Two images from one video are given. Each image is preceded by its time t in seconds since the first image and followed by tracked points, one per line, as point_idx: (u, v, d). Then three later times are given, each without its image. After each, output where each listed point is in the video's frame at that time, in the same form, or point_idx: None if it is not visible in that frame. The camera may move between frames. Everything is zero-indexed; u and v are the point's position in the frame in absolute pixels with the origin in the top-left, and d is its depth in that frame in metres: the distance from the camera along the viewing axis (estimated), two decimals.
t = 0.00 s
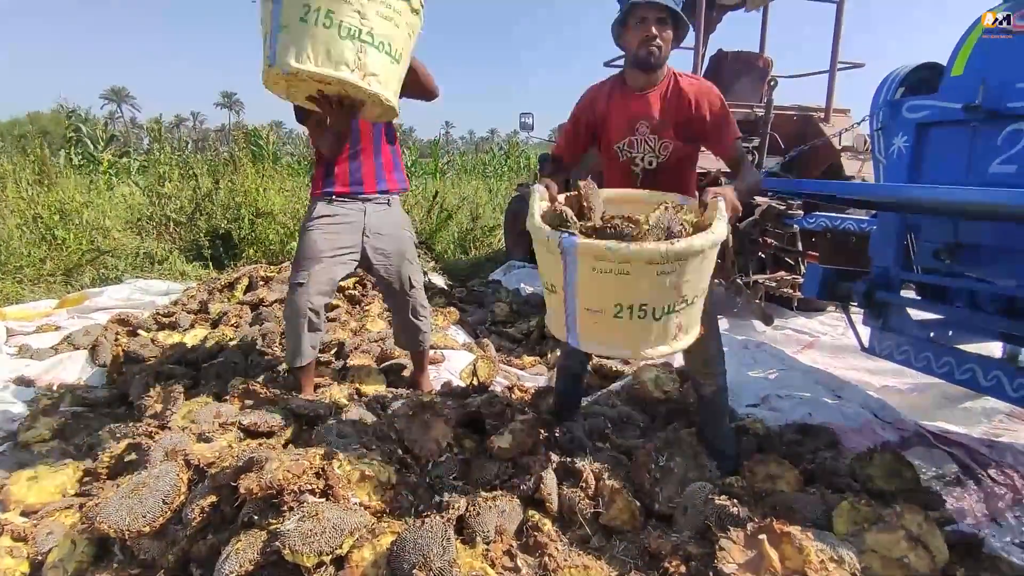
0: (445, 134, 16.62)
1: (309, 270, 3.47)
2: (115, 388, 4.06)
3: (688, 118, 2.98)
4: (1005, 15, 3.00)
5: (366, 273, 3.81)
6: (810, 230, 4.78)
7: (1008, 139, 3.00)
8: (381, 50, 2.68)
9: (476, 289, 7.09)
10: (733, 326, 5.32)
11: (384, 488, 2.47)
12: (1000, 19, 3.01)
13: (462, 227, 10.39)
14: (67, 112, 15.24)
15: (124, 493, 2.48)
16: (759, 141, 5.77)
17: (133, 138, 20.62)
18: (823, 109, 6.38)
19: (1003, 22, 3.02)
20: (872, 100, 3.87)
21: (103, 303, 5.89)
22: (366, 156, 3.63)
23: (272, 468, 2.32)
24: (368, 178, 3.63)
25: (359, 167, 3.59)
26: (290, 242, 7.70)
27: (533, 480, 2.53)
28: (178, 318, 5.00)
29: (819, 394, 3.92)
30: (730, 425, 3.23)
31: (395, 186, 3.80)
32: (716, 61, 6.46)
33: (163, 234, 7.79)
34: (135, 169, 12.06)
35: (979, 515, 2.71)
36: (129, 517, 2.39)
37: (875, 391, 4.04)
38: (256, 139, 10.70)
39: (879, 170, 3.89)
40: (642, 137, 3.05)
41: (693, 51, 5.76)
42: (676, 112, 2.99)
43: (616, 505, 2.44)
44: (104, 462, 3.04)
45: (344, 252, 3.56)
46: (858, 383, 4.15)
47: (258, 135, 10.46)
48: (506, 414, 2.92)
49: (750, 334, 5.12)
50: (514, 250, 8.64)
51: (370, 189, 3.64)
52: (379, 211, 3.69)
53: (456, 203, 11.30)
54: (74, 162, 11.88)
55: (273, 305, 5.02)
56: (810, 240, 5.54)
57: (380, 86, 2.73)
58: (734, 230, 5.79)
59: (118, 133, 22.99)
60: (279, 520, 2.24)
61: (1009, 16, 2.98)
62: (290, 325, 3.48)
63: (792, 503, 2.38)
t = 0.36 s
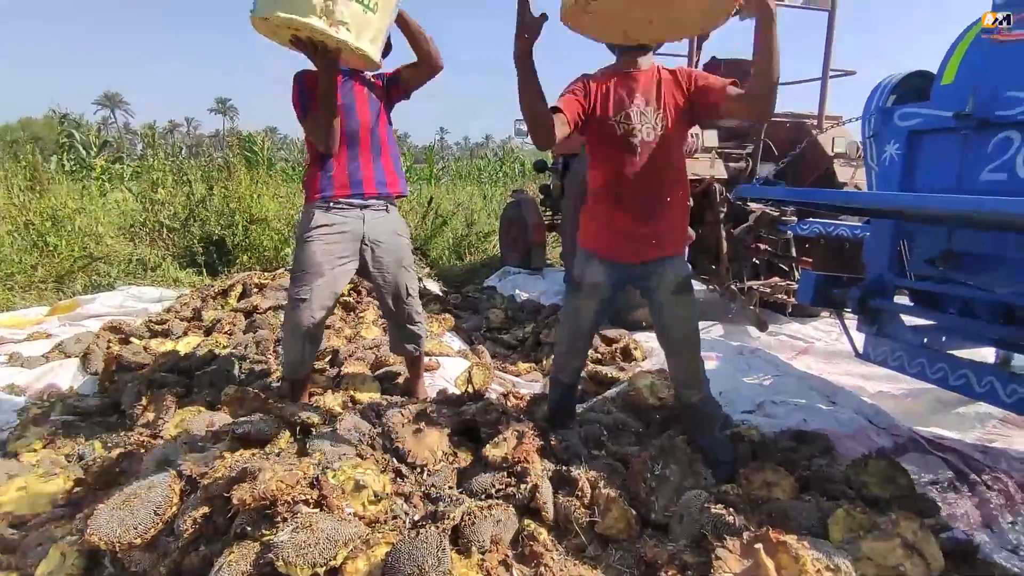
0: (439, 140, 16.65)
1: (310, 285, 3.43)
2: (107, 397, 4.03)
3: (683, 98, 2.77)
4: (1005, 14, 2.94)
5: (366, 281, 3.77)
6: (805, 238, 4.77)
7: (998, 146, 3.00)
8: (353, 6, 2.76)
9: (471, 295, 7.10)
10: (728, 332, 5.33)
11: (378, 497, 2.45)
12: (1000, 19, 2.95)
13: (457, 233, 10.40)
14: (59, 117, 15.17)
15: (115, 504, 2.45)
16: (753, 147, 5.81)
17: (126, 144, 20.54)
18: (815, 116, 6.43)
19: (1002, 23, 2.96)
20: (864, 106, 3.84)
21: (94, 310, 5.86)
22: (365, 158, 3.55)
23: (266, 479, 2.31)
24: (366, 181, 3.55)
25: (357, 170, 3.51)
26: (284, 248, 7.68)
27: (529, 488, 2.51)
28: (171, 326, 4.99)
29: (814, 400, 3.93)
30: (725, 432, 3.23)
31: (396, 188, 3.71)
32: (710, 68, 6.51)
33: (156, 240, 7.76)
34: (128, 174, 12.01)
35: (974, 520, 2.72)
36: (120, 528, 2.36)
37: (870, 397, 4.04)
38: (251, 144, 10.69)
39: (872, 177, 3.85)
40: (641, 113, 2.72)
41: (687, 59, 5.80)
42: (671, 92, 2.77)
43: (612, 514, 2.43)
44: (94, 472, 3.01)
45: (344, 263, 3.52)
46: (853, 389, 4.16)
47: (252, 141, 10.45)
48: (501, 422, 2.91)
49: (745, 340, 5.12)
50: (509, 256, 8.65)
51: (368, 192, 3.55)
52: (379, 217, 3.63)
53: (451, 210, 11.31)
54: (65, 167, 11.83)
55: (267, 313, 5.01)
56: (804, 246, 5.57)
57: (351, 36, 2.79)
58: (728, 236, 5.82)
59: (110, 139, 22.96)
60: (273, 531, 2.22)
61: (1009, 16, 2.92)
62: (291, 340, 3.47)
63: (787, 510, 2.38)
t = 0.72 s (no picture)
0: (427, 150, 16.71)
1: (297, 304, 3.42)
2: (88, 417, 4.00)
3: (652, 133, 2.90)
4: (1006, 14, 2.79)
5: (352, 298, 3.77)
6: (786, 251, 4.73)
7: (968, 172, 2.80)
8: (320, 13, 2.53)
9: (458, 307, 7.11)
10: (712, 346, 5.38)
11: (361, 525, 2.47)
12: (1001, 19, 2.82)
13: (445, 244, 10.44)
14: (41, 124, 15.01)
15: (94, 534, 2.44)
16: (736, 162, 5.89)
17: (110, 151, 20.41)
18: (797, 132, 6.53)
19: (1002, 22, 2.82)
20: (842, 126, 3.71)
21: (75, 325, 5.82)
22: (356, 176, 3.53)
23: (247, 509, 2.30)
24: (356, 199, 3.53)
25: (347, 188, 3.50)
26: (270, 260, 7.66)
27: (511, 513, 2.53)
28: (153, 343, 4.96)
29: (794, 416, 3.96)
30: (706, 451, 3.26)
31: (383, 206, 3.71)
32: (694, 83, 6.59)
33: (139, 252, 7.71)
34: (111, 183, 11.93)
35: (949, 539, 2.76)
36: (98, 559, 2.35)
37: (849, 411, 4.09)
38: (236, 154, 10.66)
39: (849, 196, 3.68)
40: (620, 145, 2.80)
41: (671, 75, 5.87)
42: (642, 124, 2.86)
43: (593, 538, 2.45)
44: (73, 496, 2.99)
45: (331, 281, 3.51)
46: (833, 404, 4.20)
47: (238, 151, 10.43)
48: (484, 444, 2.93)
49: (729, 355, 5.17)
50: (497, 267, 8.70)
51: (357, 211, 3.54)
52: (367, 235, 3.63)
53: (438, 219, 11.35)
54: (47, 175, 11.72)
55: (251, 329, 4.99)
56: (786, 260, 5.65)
57: (327, 44, 2.60)
58: (712, 251, 5.89)
59: (95, 146, 22.81)
60: (254, 562, 2.22)
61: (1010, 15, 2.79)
62: (277, 359, 3.46)
63: (765, 534, 2.41)
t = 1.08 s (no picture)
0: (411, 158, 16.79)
1: (286, 329, 3.46)
2: (69, 441, 4.01)
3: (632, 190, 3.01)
4: (1005, 14, 2.66)
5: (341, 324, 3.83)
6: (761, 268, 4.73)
7: (923, 209, 2.81)
8: (268, 52, 2.57)
9: (440, 321, 7.18)
10: (689, 361, 5.50)
11: (343, 557, 2.54)
12: (999, 19, 2.68)
13: (429, 254, 10.51)
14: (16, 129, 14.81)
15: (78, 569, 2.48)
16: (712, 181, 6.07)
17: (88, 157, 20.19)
18: (771, 151, 6.71)
19: (1002, 22, 2.68)
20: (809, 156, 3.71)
21: (54, 343, 5.80)
22: (344, 207, 3.58)
23: (231, 547, 2.38)
24: (343, 230, 3.57)
25: (334, 219, 3.54)
26: (252, 272, 7.64)
27: (488, 541, 2.60)
28: (135, 364, 4.97)
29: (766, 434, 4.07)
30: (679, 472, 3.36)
31: (370, 238, 3.75)
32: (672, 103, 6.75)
33: (119, 266, 7.69)
34: (90, 191, 11.83)
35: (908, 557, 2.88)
36: None
37: (819, 428, 4.22)
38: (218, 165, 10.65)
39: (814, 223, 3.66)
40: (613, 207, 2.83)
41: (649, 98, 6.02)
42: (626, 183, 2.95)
43: (567, 566, 2.53)
44: (55, 526, 3.01)
45: (320, 307, 3.56)
46: (804, 420, 4.33)
47: (220, 162, 10.43)
48: (463, 470, 3.00)
49: (706, 371, 5.28)
50: (480, 279, 8.79)
51: (343, 242, 3.58)
52: (359, 262, 3.70)
53: (422, 229, 11.42)
54: (26, 185, 11.62)
55: (234, 351, 5.02)
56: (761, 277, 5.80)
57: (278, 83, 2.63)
58: (689, 268, 6.02)
59: (72, 150, 22.55)
60: None
61: (1008, 15, 2.65)
62: (267, 383, 3.50)
63: (731, 560, 2.51)
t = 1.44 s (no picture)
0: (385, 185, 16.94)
1: (268, 378, 3.55)
2: (34, 492, 3.97)
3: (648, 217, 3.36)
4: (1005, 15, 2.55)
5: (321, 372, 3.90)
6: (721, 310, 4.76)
7: (862, 268, 2.98)
8: (257, 127, 2.91)
9: (414, 354, 7.26)
10: (656, 397, 5.67)
11: None
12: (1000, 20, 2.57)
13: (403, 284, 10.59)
14: None
15: None
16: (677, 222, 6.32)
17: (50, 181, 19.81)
18: (732, 191, 7.01)
19: (1003, 23, 2.56)
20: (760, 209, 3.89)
21: (19, 386, 5.72)
22: (324, 266, 3.65)
23: None
24: (319, 287, 3.62)
25: (313, 276, 3.61)
26: (223, 305, 7.66)
27: None
28: (104, 410, 4.94)
29: (727, 472, 4.23)
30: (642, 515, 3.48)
31: (346, 299, 3.77)
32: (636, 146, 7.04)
33: (86, 300, 7.61)
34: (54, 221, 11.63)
35: None
36: None
37: (778, 464, 4.39)
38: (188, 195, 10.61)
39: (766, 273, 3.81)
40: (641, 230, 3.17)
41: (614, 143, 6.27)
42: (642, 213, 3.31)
43: None
44: None
45: (303, 357, 3.64)
46: (764, 456, 4.50)
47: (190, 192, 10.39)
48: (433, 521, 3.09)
49: (672, 406, 5.45)
50: (453, 310, 8.90)
51: (317, 299, 3.62)
52: (340, 317, 3.76)
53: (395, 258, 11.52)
54: None
55: (206, 395, 5.02)
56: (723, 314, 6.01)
57: (263, 154, 2.94)
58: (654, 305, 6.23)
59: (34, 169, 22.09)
60: None
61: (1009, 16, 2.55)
62: (246, 429, 3.57)
63: None
